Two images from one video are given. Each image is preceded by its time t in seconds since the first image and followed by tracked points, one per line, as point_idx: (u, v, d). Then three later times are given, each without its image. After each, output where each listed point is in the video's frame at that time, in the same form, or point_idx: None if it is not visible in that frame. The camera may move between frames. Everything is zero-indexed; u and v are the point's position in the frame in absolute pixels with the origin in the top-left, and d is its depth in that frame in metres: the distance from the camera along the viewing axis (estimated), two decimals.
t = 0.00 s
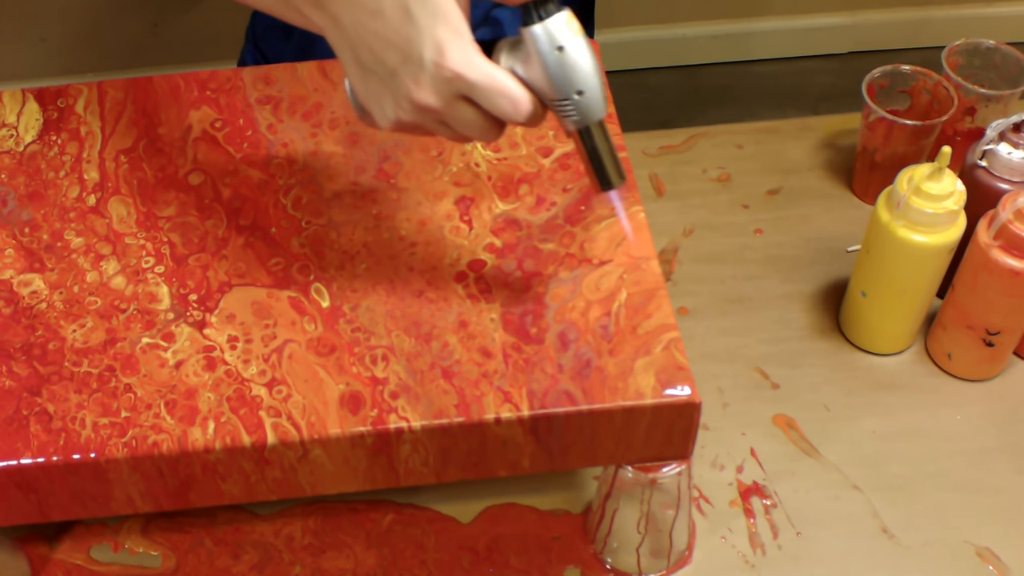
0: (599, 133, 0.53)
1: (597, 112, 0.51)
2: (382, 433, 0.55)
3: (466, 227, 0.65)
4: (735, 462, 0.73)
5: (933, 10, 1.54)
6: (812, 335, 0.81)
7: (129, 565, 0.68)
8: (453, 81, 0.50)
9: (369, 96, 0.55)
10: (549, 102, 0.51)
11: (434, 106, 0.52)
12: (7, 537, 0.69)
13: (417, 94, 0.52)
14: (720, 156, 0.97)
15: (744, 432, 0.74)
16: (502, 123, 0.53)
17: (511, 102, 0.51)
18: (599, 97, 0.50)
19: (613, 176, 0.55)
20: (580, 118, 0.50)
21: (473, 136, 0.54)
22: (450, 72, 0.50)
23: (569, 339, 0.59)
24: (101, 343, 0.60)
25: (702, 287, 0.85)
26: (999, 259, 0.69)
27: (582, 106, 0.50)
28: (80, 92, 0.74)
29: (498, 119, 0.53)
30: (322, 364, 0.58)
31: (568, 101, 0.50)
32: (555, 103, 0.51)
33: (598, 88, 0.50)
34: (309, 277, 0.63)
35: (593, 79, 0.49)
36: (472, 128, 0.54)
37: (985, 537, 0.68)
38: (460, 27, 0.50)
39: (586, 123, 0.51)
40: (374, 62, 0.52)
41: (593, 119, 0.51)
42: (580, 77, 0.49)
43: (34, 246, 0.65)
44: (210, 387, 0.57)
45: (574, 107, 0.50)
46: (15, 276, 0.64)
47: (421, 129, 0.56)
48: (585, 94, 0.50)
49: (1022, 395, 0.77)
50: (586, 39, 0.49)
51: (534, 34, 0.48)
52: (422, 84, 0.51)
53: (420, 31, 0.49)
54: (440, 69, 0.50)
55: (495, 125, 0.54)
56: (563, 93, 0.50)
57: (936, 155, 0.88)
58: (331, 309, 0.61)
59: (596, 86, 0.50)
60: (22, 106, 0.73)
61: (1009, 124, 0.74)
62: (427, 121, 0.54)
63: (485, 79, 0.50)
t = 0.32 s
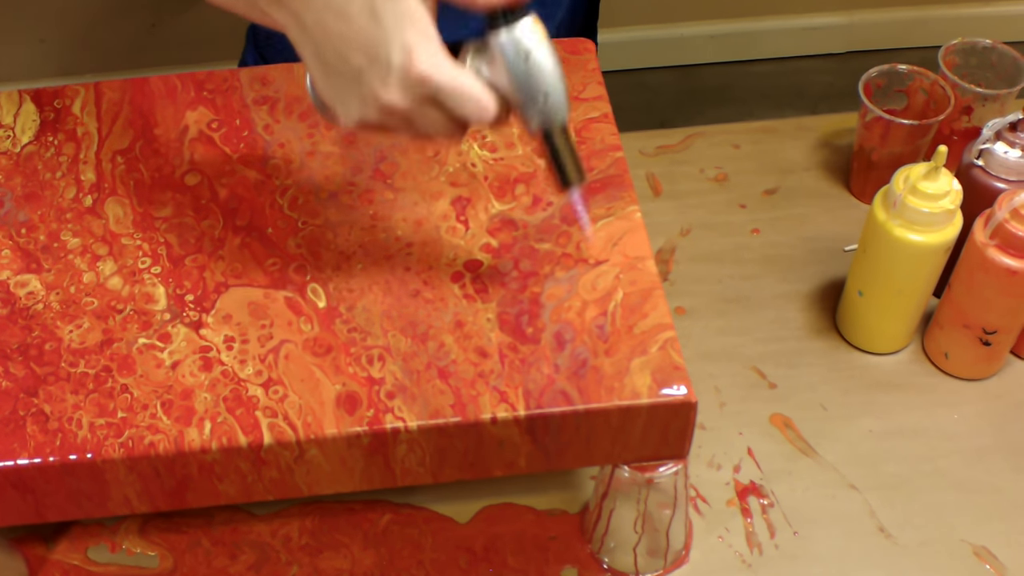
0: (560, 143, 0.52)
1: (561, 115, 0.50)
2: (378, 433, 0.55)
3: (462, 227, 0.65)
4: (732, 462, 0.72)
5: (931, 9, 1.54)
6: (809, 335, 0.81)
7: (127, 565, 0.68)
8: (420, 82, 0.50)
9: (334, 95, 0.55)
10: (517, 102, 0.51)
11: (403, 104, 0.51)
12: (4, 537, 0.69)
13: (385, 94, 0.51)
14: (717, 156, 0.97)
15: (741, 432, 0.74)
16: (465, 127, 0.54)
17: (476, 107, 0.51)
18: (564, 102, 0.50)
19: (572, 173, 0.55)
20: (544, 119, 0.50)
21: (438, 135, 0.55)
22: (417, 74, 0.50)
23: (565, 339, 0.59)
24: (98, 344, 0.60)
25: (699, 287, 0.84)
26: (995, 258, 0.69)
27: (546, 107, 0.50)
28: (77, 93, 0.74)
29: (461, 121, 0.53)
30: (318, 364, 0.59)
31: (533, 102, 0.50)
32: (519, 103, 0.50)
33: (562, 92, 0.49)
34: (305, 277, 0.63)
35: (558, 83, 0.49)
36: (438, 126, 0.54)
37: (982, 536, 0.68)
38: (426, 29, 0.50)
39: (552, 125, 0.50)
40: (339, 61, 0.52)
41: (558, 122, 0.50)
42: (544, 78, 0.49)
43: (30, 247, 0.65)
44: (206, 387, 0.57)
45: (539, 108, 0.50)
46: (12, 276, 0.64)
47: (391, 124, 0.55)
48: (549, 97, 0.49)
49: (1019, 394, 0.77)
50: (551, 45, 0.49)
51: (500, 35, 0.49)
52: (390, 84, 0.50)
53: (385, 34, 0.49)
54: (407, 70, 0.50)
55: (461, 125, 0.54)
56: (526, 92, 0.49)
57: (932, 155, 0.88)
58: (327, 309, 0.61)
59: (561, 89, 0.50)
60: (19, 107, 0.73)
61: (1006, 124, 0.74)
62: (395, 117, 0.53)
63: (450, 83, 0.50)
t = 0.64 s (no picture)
0: (473, 155, 0.53)
1: (475, 132, 0.50)
2: (379, 433, 0.56)
3: (463, 227, 0.65)
4: (732, 462, 0.73)
5: (930, 10, 1.54)
6: (809, 335, 0.81)
7: (128, 565, 0.68)
8: (331, 82, 0.48)
9: (252, 93, 0.52)
10: (428, 114, 0.50)
11: (314, 105, 0.50)
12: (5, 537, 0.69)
13: (295, 92, 0.49)
14: (718, 156, 0.97)
15: (741, 432, 0.74)
16: (382, 136, 0.52)
17: (386, 112, 0.49)
18: (480, 117, 0.50)
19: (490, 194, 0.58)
20: (458, 134, 0.50)
21: (352, 143, 0.53)
22: (327, 74, 0.48)
23: (566, 339, 0.59)
24: (99, 344, 0.60)
25: (700, 287, 0.85)
26: (995, 259, 0.69)
27: (459, 121, 0.49)
28: (78, 93, 0.74)
29: (376, 129, 0.51)
30: (319, 364, 0.59)
31: (449, 116, 0.49)
32: (433, 115, 0.50)
33: (479, 109, 0.49)
34: (306, 277, 0.63)
35: (474, 98, 0.49)
36: (353, 133, 0.52)
37: (982, 536, 0.68)
38: (345, 31, 0.48)
39: (465, 138, 0.50)
40: (255, 54, 0.49)
41: (470, 136, 0.50)
42: (460, 93, 0.49)
43: (32, 247, 0.65)
44: (207, 387, 0.58)
45: (455, 121, 0.49)
46: (13, 276, 0.64)
47: (306, 132, 0.53)
48: (466, 111, 0.49)
49: (1019, 394, 0.77)
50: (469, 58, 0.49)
51: (418, 46, 0.48)
52: (300, 81, 0.49)
53: (302, 28, 0.47)
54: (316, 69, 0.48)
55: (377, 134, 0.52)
56: (444, 109, 0.49)
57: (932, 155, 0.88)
58: (328, 309, 0.61)
59: (478, 105, 0.49)
60: (20, 107, 0.73)
61: (1006, 124, 0.74)
62: (309, 123, 0.52)
63: (360, 86, 0.48)
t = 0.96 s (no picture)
0: (375, 190, 0.51)
1: (375, 173, 0.49)
2: (384, 432, 0.56)
3: (468, 227, 0.65)
4: (736, 462, 0.73)
5: (932, 10, 1.54)
6: (813, 335, 0.81)
7: (131, 564, 0.69)
8: (232, 111, 0.49)
9: (161, 116, 0.54)
10: (329, 152, 0.49)
11: (216, 132, 0.50)
12: (8, 537, 0.69)
13: (197, 118, 0.50)
14: (721, 156, 0.97)
15: (744, 432, 0.74)
16: (286, 171, 0.51)
17: (286, 143, 0.49)
18: (377, 154, 0.48)
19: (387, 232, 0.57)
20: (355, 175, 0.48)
21: (256, 175, 0.52)
22: (230, 100, 0.49)
23: (571, 339, 0.59)
24: (103, 343, 0.60)
25: (704, 287, 0.84)
26: (999, 259, 0.69)
27: (359, 162, 0.48)
28: (82, 93, 0.74)
29: (279, 163, 0.50)
30: (324, 364, 0.59)
31: (344, 156, 0.48)
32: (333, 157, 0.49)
33: (377, 150, 0.48)
34: (311, 277, 0.63)
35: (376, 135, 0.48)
36: (254, 164, 0.51)
37: (985, 537, 0.68)
38: (252, 63, 0.50)
39: (363, 178, 0.49)
40: (165, 79, 0.52)
41: (372, 175, 0.49)
42: (359, 131, 0.47)
43: (36, 246, 0.65)
44: (212, 387, 0.58)
45: (350, 162, 0.48)
46: (17, 276, 0.64)
47: (212, 160, 0.53)
48: (363, 153, 0.48)
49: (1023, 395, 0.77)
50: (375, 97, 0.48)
51: (322, 83, 0.47)
52: (202, 107, 0.50)
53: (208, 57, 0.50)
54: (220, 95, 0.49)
55: (279, 166, 0.51)
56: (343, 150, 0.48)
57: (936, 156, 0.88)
58: (333, 309, 0.61)
59: (380, 146, 0.48)
60: (24, 106, 0.73)
61: (1010, 125, 0.74)
62: (213, 151, 0.52)
63: (263, 117, 0.48)
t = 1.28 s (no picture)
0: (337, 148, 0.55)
1: (340, 132, 0.52)
2: (395, 432, 0.56)
3: (477, 227, 0.65)
4: (744, 464, 0.72)
5: (937, 11, 1.54)
6: (821, 336, 0.81)
7: (138, 563, 0.68)
8: (206, 76, 0.44)
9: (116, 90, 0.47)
10: (292, 117, 0.51)
11: (185, 97, 0.45)
12: (14, 535, 0.69)
13: (164, 82, 0.44)
14: (729, 156, 0.96)
15: (753, 433, 0.74)
16: (249, 134, 0.49)
17: (256, 108, 0.47)
18: (348, 115, 0.52)
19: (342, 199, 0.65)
20: (325, 134, 0.51)
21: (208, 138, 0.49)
22: (201, 64, 0.44)
23: (581, 340, 0.59)
24: (113, 342, 0.60)
25: (711, 288, 0.84)
26: (1009, 261, 0.69)
27: (328, 121, 0.51)
28: (89, 90, 0.73)
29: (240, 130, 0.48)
30: (334, 363, 0.58)
31: (312, 119, 0.50)
32: (297, 116, 0.50)
33: (347, 108, 0.51)
34: (320, 276, 0.63)
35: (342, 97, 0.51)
36: (216, 129, 0.48)
37: (994, 539, 0.68)
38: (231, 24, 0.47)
39: (331, 139, 0.52)
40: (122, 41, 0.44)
41: (337, 135, 0.52)
42: (327, 94, 0.50)
43: (44, 244, 0.65)
44: (222, 386, 0.57)
45: (319, 123, 0.51)
46: (26, 273, 0.64)
47: (158, 116, 0.47)
48: (328, 114, 0.51)
49: None
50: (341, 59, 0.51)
51: (286, 48, 0.48)
52: (168, 69, 0.44)
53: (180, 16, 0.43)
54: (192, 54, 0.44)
55: (242, 129, 0.48)
56: (307, 112, 0.50)
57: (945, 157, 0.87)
58: (342, 309, 0.61)
59: (342, 108, 0.51)
60: (32, 104, 0.73)
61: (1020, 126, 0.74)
62: (173, 115, 0.47)
63: (235, 81, 0.45)
